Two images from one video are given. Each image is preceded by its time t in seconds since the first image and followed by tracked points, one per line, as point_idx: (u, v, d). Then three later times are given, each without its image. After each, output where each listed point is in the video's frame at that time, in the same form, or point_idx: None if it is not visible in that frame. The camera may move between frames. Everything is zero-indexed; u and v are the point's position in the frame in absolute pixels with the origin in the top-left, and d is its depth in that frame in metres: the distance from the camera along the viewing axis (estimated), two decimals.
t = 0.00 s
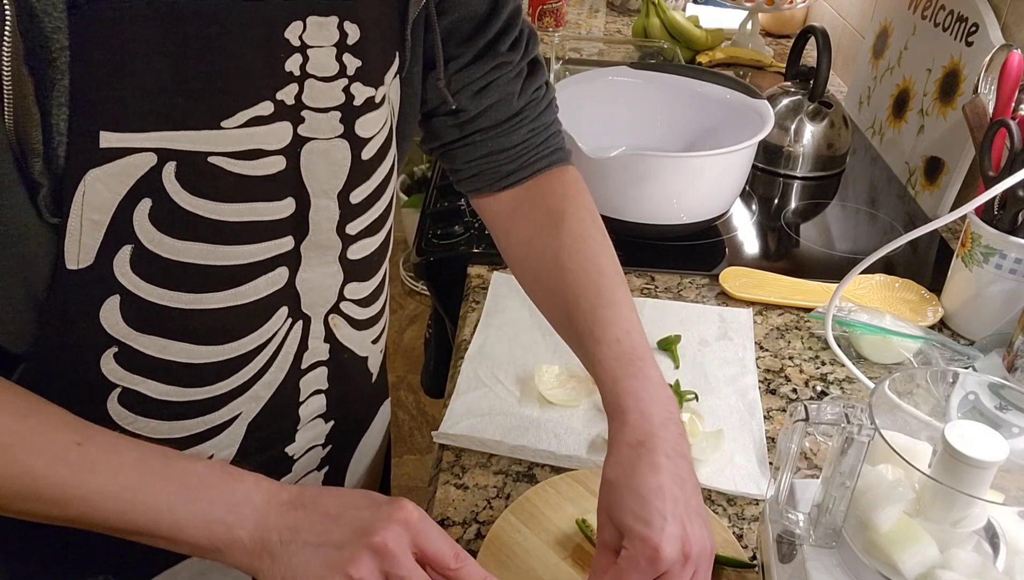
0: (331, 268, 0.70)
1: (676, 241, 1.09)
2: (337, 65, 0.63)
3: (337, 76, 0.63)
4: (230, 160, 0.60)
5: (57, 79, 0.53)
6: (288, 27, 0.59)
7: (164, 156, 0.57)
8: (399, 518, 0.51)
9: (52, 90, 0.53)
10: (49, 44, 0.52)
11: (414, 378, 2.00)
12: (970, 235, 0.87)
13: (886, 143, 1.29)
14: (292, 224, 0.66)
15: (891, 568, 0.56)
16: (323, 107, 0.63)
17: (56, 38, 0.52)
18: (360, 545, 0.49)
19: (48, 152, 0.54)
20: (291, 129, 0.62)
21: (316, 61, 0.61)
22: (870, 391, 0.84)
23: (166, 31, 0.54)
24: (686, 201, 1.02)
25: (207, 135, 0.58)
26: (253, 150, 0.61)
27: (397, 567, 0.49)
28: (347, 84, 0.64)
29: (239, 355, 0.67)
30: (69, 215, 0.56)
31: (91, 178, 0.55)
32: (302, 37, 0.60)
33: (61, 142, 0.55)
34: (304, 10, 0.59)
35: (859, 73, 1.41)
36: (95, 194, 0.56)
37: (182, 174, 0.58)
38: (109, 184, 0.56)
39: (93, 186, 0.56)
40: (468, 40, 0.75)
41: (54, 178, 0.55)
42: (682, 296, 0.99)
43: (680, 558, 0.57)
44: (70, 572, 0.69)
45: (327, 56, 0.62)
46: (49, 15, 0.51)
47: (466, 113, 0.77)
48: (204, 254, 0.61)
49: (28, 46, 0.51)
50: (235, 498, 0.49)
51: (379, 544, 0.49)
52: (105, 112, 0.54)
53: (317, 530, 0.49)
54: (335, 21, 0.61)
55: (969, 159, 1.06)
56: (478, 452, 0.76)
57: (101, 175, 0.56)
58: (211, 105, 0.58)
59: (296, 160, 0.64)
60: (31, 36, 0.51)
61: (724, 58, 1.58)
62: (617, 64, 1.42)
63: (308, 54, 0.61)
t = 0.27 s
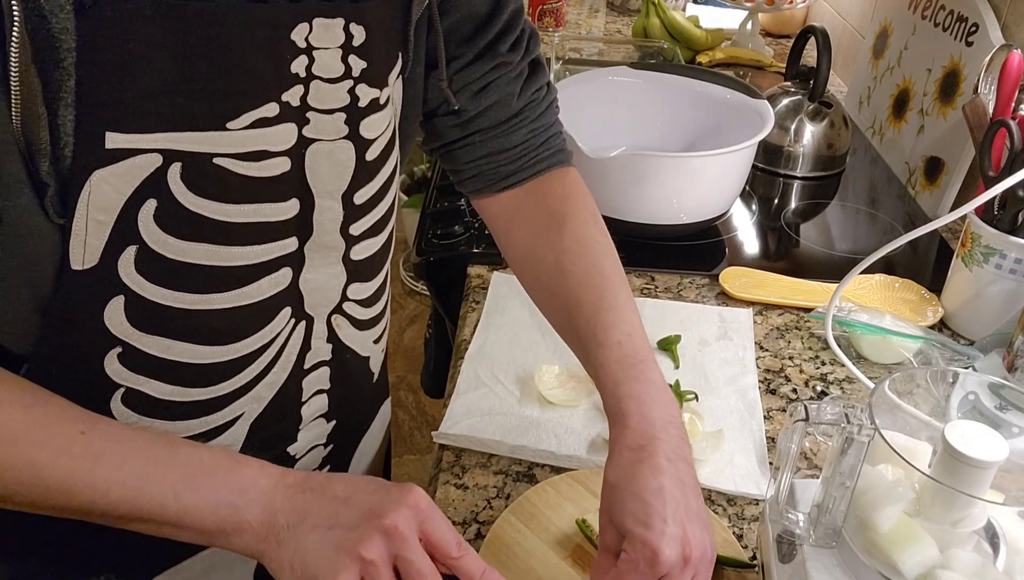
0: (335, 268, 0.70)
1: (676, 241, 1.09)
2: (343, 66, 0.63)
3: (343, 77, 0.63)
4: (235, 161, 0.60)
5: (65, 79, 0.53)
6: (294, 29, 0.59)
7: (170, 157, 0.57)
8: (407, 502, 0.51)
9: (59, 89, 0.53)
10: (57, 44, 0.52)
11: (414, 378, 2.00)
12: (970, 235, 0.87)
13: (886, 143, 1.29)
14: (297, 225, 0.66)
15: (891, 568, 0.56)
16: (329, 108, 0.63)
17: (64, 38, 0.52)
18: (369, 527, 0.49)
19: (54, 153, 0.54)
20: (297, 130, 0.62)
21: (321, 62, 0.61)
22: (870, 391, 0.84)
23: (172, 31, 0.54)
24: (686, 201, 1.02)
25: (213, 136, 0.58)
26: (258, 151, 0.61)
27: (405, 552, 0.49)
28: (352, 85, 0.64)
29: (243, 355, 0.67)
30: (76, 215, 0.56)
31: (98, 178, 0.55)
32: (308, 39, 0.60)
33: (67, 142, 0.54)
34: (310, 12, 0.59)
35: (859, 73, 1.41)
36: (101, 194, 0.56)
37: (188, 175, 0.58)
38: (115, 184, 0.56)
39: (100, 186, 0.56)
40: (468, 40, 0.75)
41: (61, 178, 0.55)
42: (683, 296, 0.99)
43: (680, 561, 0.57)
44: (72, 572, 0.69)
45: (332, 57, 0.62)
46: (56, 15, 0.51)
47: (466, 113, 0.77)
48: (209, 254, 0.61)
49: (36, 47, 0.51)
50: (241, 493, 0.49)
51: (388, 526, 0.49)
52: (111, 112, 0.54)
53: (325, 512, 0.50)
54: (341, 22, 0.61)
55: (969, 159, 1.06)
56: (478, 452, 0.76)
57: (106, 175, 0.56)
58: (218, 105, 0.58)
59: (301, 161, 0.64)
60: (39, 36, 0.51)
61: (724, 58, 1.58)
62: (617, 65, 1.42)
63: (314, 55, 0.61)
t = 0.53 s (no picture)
0: (341, 267, 0.70)
1: (676, 241, 1.09)
2: (352, 65, 0.63)
3: (352, 76, 0.63)
4: (245, 160, 0.60)
5: (81, 78, 0.53)
6: (304, 28, 0.59)
7: (180, 156, 0.57)
8: (456, 459, 0.55)
9: (75, 89, 0.53)
10: (74, 43, 0.52)
11: (414, 378, 2.00)
12: (970, 235, 0.87)
13: (886, 143, 1.29)
14: (304, 223, 0.66)
15: (891, 568, 0.56)
16: (338, 106, 0.63)
17: (81, 36, 0.52)
18: (421, 474, 0.52)
19: (68, 153, 0.54)
20: (305, 128, 0.63)
21: (331, 61, 0.61)
22: (870, 391, 0.84)
23: (184, 29, 0.54)
24: (686, 201, 1.02)
25: (223, 134, 0.58)
26: (266, 149, 0.61)
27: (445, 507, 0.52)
28: (360, 84, 0.64)
29: (250, 354, 0.67)
30: (87, 214, 0.56)
31: (109, 177, 0.55)
32: (318, 38, 0.60)
33: (81, 141, 0.54)
34: (321, 11, 0.59)
35: (859, 72, 1.41)
36: (112, 192, 0.56)
37: (198, 174, 0.58)
38: (128, 182, 0.56)
39: (111, 185, 0.56)
40: (469, 40, 0.75)
41: (72, 177, 0.55)
42: (683, 296, 0.99)
43: (687, 563, 0.57)
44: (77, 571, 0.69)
45: (342, 57, 0.62)
46: (73, 14, 0.51)
47: (466, 113, 0.77)
48: (218, 253, 0.61)
49: (54, 45, 0.51)
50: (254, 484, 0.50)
51: (439, 476, 0.53)
52: (122, 110, 0.54)
53: (373, 456, 0.52)
54: (351, 22, 0.61)
55: (969, 159, 1.06)
56: (479, 452, 0.76)
57: (119, 174, 0.56)
58: (227, 104, 0.58)
59: (309, 159, 0.64)
60: (57, 34, 0.51)
61: (724, 58, 1.58)
62: (617, 64, 1.42)
63: (324, 54, 0.61)
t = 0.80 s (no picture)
0: (349, 267, 0.70)
1: (676, 241, 1.09)
2: (362, 66, 0.63)
3: (361, 77, 0.63)
4: (255, 159, 0.60)
5: (97, 80, 0.53)
6: (315, 28, 0.59)
7: (191, 155, 0.57)
8: (493, 461, 0.56)
9: (91, 88, 0.53)
10: (92, 44, 0.52)
11: (414, 378, 2.00)
12: (970, 235, 0.87)
13: (885, 143, 1.29)
14: (313, 223, 0.66)
15: (891, 568, 0.56)
16: (347, 106, 0.63)
17: (97, 38, 0.52)
18: (462, 477, 0.54)
19: (82, 151, 0.54)
20: (315, 129, 0.63)
21: (341, 61, 0.61)
22: (870, 391, 0.84)
23: (195, 28, 0.54)
24: (686, 201, 1.02)
25: (234, 134, 0.58)
26: (276, 148, 0.61)
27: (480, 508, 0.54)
28: (370, 84, 0.64)
29: (258, 353, 0.67)
30: (99, 213, 0.56)
31: (121, 176, 0.55)
32: (329, 39, 0.60)
33: (95, 140, 0.54)
34: (332, 12, 0.59)
35: (859, 72, 1.41)
36: (123, 192, 0.56)
37: (208, 173, 0.58)
38: (139, 182, 0.56)
39: (123, 184, 0.56)
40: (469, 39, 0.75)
41: (87, 177, 0.55)
42: (683, 296, 0.99)
43: (691, 567, 0.57)
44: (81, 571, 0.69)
45: (352, 57, 0.62)
46: (89, 13, 0.51)
47: (466, 113, 0.77)
48: (229, 253, 0.61)
49: (72, 46, 0.51)
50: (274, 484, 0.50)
51: (480, 480, 0.54)
52: (134, 109, 0.54)
53: (413, 458, 0.53)
54: (362, 22, 0.61)
55: (969, 159, 1.06)
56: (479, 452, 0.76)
57: (130, 173, 0.56)
58: (238, 104, 0.58)
59: (319, 160, 0.64)
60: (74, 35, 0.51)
61: (723, 58, 1.58)
62: (617, 64, 1.42)
63: (334, 55, 0.61)
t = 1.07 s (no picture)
0: (347, 265, 0.70)
1: (676, 241, 1.09)
2: (358, 64, 0.63)
3: (358, 75, 0.63)
4: (252, 159, 0.60)
5: (91, 77, 0.52)
6: (310, 28, 0.59)
7: (188, 154, 0.57)
8: (450, 494, 0.56)
9: (86, 84, 0.52)
10: (86, 41, 0.51)
11: (414, 378, 2.00)
12: (970, 235, 0.87)
13: (886, 143, 1.29)
14: (310, 221, 0.66)
15: (891, 568, 0.56)
16: (344, 105, 0.63)
17: (92, 35, 0.51)
18: (416, 515, 0.54)
19: (76, 147, 0.54)
20: (312, 128, 0.63)
21: (337, 60, 0.61)
22: (870, 391, 0.84)
23: (197, 27, 0.54)
24: (686, 201, 1.02)
25: (232, 133, 0.59)
26: (273, 147, 0.61)
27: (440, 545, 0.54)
28: (367, 83, 0.64)
29: (255, 352, 0.67)
30: (95, 212, 0.56)
31: (117, 175, 0.55)
32: (325, 37, 0.60)
33: (89, 136, 0.54)
34: (330, 10, 0.59)
35: (859, 72, 1.41)
36: (120, 190, 0.56)
37: (205, 172, 0.59)
38: (135, 181, 0.56)
39: (119, 183, 0.56)
40: (470, 39, 0.75)
41: (81, 172, 0.55)
42: (683, 296, 0.99)
43: (685, 567, 0.57)
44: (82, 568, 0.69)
45: (349, 56, 0.62)
46: (84, 9, 0.50)
47: (467, 114, 0.77)
48: (225, 251, 0.62)
49: (66, 44, 0.51)
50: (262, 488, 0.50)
51: (435, 516, 0.54)
52: (133, 107, 0.54)
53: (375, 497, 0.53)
54: (358, 21, 0.61)
55: (969, 159, 1.06)
56: (477, 451, 0.76)
57: (126, 172, 0.56)
58: (237, 102, 0.58)
59: (316, 158, 0.64)
60: (69, 31, 0.50)
61: (724, 58, 1.58)
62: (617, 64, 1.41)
63: (330, 53, 0.61)
